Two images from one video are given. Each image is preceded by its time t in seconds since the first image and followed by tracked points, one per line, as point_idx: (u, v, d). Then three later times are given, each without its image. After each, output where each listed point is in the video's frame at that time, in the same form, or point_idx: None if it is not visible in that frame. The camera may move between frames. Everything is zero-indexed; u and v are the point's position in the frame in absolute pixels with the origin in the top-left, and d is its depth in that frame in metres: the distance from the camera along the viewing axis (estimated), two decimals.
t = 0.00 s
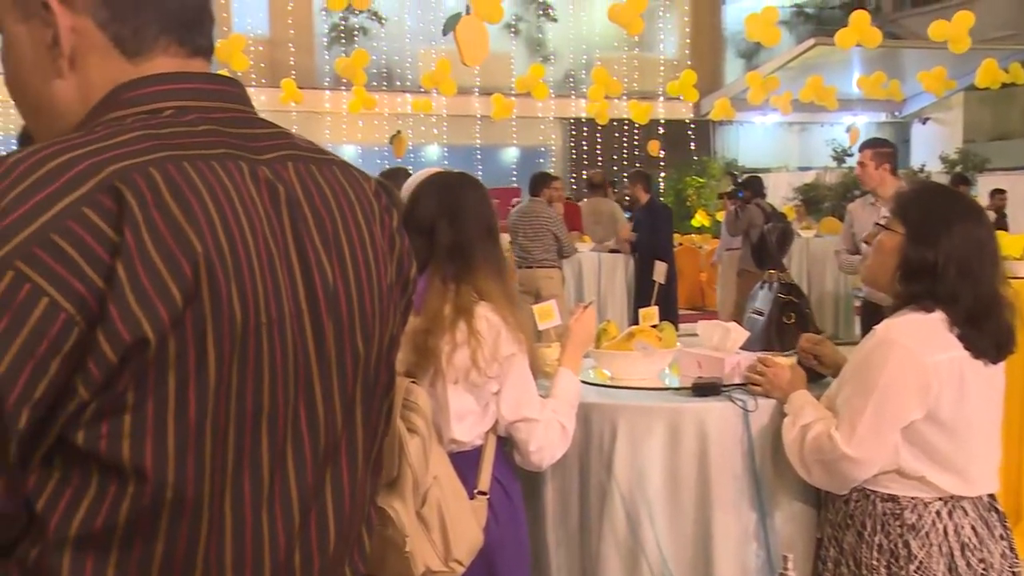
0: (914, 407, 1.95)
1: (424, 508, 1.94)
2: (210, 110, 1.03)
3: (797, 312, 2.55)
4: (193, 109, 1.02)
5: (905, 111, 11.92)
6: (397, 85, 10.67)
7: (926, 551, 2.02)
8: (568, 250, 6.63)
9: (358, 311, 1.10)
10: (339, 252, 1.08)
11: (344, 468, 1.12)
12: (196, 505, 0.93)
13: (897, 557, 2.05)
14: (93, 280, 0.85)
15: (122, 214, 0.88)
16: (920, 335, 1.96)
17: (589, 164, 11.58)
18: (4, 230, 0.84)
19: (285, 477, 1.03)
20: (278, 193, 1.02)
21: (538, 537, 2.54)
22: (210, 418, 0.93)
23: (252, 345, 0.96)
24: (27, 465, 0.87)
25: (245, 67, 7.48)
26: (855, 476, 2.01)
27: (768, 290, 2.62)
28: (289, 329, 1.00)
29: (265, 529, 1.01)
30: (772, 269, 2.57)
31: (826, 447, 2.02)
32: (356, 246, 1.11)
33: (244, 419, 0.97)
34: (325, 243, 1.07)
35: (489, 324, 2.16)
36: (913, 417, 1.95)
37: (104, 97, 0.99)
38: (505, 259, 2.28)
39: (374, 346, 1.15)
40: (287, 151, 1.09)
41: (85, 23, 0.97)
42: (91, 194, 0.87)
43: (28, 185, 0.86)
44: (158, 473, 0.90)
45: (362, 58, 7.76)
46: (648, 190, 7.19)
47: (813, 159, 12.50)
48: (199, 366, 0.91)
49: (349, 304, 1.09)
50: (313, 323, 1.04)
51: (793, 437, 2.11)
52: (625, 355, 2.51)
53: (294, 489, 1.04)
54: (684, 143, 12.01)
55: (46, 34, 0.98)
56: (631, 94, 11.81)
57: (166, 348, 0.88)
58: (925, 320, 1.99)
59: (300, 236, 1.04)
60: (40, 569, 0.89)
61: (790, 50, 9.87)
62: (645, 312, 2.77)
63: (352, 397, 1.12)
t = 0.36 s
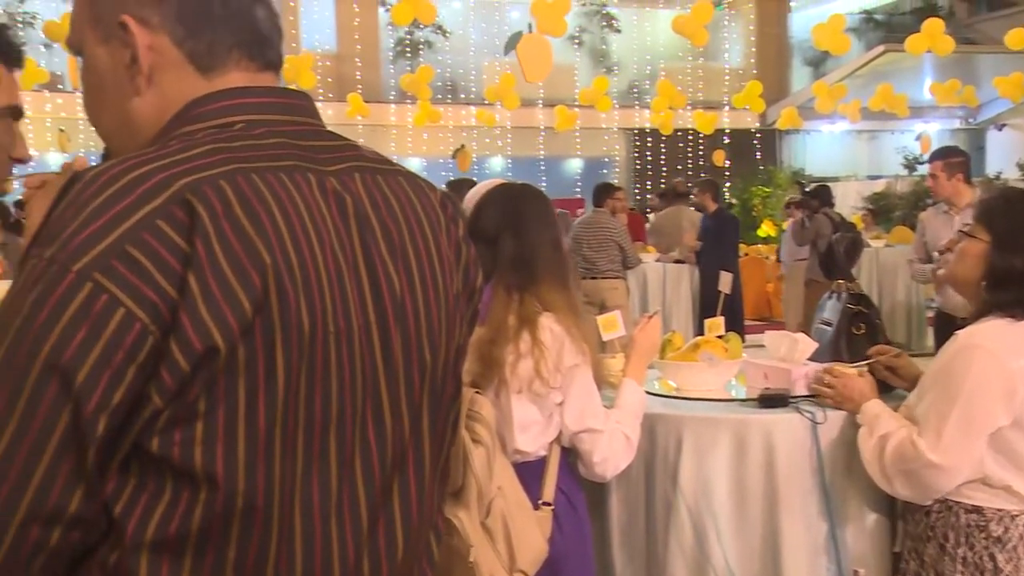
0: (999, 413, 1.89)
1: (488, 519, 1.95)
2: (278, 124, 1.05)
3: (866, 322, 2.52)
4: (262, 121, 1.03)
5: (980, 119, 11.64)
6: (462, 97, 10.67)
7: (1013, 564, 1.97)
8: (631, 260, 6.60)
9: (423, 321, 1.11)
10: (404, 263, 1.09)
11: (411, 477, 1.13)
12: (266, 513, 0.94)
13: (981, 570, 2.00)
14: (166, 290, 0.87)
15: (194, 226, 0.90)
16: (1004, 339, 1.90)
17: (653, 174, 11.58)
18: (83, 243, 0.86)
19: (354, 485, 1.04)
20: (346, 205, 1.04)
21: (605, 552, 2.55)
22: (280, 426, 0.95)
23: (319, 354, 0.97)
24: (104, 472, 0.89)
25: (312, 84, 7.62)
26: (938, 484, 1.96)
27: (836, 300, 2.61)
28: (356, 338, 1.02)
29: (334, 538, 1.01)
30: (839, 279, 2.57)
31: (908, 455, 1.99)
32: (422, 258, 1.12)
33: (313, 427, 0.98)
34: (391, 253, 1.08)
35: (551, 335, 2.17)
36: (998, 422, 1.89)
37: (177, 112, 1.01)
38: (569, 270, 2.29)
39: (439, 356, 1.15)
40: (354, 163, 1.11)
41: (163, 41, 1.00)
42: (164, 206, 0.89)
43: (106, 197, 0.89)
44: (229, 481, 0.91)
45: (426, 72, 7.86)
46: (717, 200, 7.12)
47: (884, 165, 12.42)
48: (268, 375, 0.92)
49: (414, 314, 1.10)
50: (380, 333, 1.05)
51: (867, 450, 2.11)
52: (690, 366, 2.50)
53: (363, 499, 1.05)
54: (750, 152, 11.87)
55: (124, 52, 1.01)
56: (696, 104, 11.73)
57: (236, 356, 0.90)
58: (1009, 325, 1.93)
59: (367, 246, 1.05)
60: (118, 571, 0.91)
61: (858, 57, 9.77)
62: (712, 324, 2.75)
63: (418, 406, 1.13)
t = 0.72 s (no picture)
0: None
1: (564, 526, 1.95)
2: (362, 134, 1.07)
3: (953, 330, 2.47)
4: (347, 132, 1.06)
5: None
6: (537, 106, 10.77)
7: None
8: (708, 268, 6.52)
9: (504, 328, 1.13)
10: (486, 270, 1.11)
11: (492, 483, 1.14)
12: (357, 516, 0.96)
13: None
14: (263, 296, 0.90)
15: (289, 234, 0.92)
16: None
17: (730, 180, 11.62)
18: (184, 252, 0.90)
19: (439, 489, 1.06)
20: (431, 213, 1.06)
21: (682, 560, 2.58)
22: (371, 430, 0.97)
23: (407, 359, 0.99)
24: (205, 473, 0.92)
25: (389, 96, 7.78)
26: None
27: (920, 308, 2.56)
28: (442, 345, 1.03)
29: (420, 540, 1.03)
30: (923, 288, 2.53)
31: (996, 453, 2.06)
32: (503, 266, 1.14)
33: (401, 431, 1.00)
34: (474, 260, 1.10)
35: (626, 343, 2.16)
36: None
37: (267, 123, 1.04)
38: (644, 277, 2.28)
39: (520, 363, 1.17)
40: (436, 172, 1.13)
41: (252, 54, 1.03)
42: (261, 215, 0.92)
43: (205, 207, 0.92)
44: (324, 484, 0.93)
45: (501, 83, 7.93)
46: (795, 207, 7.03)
47: (973, 168, 11.88)
48: (361, 382, 0.95)
49: (496, 320, 1.11)
50: (463, 339, 1.07)
51: (953, 452, 2.17)
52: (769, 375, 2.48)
53: (448, 501, 1.07)
54: (829, 156, 11.85)
55: (215, 65, 1.04)
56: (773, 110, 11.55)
57: (331, 362, 0.92)
58: None
59: (450, 254, 1.07)
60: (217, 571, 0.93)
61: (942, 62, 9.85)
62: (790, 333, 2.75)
63: (500, 412, 1.14)
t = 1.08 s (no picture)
0: None
1: (643, 534, 1.93)
2: (444, 143, 1.09)
3: None
4: (429, 141, 1.08)
5: None
6: (610, 111, 10.71)
7: None
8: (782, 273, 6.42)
9: (584, 334, 1.13)
10: (566, 276, 1.12)
11: (571, 489, 1.15)
12: (443, 518, 0.98)
13: None
14: (355, 303, 0.92)
15: (379, 241, 0.94)
16: None
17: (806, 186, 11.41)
18: (276, 260, 0.92)
19: (521, 495, 1.07)
20: (512, 220, 1.08)
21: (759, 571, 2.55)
22: (458, 434, 0.98)
23: (491, 364, 1.00)
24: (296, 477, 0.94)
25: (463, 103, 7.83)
26: None
27: (1009, 316, 2.61)
28: (524, 351, 1.05)
29: (503, 542, 1.05)
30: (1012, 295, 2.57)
31: None
32: (582, 274, 1.15)
33: (485, 435, 1.02)
34: (554, 267, 1.11)
35: (702, 349, 2.15)
36: None
37: (352, 133, 1.06)
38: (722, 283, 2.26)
39: (599, 369, 1.17)
40: (516, 179, 1.15)
41: (338, 64, 1.06)
42: (351, 222, 0.94)
43: (296, 216, 0.95)
44: (412, 486, 0.95)
45: (573, 89, 7.92)
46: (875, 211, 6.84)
47: None
48: (448, 389, 0.96)
49: (576, 327, 1.12)
50: (544, 345, 1.08)
51: None
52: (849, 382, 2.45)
53: (528, 503, 1.08)
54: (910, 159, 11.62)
55: (302, 75, 1.07)
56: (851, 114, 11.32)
57: (419, 368, 0.94)
58: None
59: (531, 261, 1.08)
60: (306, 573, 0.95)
61: None
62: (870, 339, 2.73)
63: (580, 417, 1.15)
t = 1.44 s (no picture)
0: None
1: (730, 544, 1.90)
2: (524, 153, 1.09)
3: None
4: (512, 150, 1.08)
5: None
6: (688, 122, 10.68)
7: None
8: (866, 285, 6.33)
9: (665, 345, 1.12)
10: (646, 287, 1.11)
11: (653, 502, 1.14)
12: (525, 528, 0.98)
13: None
14: (437, 312, 0.93)
15: (462, 252, 0.95)
16: None
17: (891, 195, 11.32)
18: (360, 270, 0.93)
19: (603, 507, 1.06)
20: (593, 231, 1.08)
21: None
22: (540, 445, 0.98)
23: (573, 375, 1.00)
24: (381, 486, 0.96)
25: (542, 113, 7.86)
26: None
27: None
28: (606, 361, 1.04)
29: (584, 553, 1.04)
30: None
31: None
32: (662, 284, 1.14)
33: (567, 446, 1.01)
34: (634, 278, 1.10)
35: (786, 358, 2.11)
36: None
37: (435, 143, 1.07)
38: (808, 294, 2.23)
39: (681, 382, 1.17)
40: (595, 189, 1.14)
41: (428, 76, 1.07)
42: (434, 233, 0.95)
43: (381, 226, 0.96)
44: (495, 494, 0.95)
45: (651, 98, 7.88)
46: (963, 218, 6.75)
47: None
48: (529, 400, 0.96)
49: (657, 337, 1.11)
50: (625, 356, 1.07)
51: None
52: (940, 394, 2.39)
53: (611, 515, 1.07)
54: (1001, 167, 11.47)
55: (391, 86, 1.09)
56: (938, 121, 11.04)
57: (500, 379, 0.94)
58: None
59: (612, 272, 1.07)
60: None
61: None
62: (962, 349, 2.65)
63: (661, 428, 1.14)
